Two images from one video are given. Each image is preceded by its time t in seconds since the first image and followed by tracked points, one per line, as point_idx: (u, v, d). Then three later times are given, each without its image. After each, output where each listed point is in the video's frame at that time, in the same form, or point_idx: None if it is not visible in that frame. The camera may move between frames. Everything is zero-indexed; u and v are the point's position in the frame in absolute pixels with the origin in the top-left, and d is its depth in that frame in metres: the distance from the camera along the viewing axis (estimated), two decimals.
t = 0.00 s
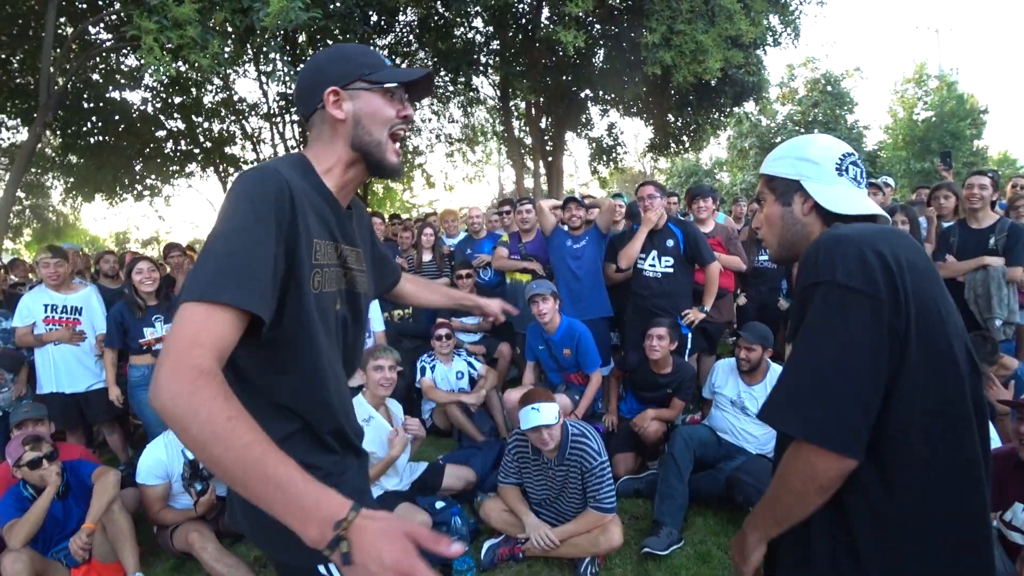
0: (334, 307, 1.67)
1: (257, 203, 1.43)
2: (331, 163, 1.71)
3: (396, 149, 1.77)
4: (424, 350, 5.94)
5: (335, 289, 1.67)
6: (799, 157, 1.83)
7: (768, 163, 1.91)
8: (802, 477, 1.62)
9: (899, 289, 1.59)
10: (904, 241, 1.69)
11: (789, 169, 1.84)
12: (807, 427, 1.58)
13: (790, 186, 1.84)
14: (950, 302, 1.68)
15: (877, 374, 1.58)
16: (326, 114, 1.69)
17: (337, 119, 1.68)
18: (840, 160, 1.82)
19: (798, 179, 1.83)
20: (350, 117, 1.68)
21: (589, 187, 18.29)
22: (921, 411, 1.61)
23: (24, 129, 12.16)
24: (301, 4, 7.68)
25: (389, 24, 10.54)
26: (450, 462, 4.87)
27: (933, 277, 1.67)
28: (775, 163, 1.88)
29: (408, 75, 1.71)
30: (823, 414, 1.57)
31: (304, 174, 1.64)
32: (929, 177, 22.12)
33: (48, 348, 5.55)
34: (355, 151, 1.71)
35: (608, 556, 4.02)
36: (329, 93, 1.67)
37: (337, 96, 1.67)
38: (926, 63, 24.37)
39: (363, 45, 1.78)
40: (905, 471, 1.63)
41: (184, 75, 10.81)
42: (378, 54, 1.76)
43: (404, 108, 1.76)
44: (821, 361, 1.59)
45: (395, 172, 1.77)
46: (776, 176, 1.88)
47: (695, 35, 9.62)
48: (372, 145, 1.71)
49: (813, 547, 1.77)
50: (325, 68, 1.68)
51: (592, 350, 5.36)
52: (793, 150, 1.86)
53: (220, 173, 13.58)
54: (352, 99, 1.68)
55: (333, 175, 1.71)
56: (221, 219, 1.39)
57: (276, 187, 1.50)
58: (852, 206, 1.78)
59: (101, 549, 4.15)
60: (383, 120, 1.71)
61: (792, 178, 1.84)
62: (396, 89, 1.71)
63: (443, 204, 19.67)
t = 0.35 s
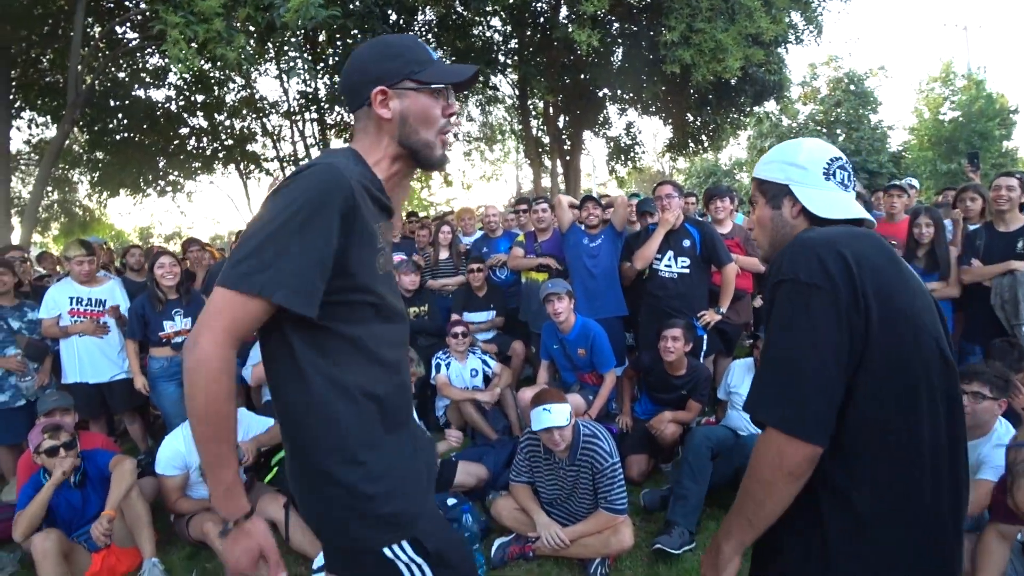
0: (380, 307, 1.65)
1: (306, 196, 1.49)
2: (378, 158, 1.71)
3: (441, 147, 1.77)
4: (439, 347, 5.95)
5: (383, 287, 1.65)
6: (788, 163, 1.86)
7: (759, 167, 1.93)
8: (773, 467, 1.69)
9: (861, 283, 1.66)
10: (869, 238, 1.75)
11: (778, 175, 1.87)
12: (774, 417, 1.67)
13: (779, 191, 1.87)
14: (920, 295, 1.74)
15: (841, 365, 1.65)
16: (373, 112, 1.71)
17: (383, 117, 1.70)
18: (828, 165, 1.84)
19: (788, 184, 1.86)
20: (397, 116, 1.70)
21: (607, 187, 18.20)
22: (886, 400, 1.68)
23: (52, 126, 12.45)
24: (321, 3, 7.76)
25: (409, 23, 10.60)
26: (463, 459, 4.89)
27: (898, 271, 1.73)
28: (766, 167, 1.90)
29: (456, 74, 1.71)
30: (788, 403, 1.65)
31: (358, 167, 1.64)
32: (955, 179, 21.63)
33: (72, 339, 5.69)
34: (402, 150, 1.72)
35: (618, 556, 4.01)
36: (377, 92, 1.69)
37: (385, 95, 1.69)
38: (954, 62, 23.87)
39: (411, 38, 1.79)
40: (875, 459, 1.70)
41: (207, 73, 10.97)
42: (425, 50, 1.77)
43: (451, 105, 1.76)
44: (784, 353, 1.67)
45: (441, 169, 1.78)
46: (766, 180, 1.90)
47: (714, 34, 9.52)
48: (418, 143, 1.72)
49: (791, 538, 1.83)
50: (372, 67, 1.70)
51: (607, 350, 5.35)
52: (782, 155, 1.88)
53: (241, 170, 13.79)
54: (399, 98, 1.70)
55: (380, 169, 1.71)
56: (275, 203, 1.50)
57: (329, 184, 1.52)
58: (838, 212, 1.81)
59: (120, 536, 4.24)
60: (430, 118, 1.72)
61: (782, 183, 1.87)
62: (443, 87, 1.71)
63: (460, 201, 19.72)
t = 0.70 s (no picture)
0: (458, 336, 1.60)
1: (389, 221, 1.39)
2: (490, 178, 1.60)
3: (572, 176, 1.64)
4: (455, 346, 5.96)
5: (463, 314, 1.59)
6: (768, 155, 1.67)
7: (736, 159, 1.74)
8: (791, 516, 1.48)
9: (863, 305, 1.49)
10: (861, 251, 1.59)
11: (757, 167, 1.68)
12: (779, 464, 1.48)
13: (756, 185, 1.68)
14: (907, 311, 1.62)
15: (849, 397, 1.47)
16: (512, 127, 1.56)
17: (520, 137, 1.56)
18: (810, 156, 1.66)
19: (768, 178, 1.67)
20: (535, 139, 1.56)
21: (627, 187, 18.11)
22: (882, 428, 1.55)
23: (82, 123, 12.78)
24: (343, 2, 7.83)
25: (430, 22, 10.68)
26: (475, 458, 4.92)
27: (890, 287, 1.59)
28: (743, 160, 1.72)
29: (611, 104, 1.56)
30: (799, 442, 1.46)
31: (451, 186, 1.53)
32: (986, 182, 21.05)
33: (98, 331, 5.82)
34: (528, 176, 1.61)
35: (629, 559, 3.99)
36: (523, 108, 1.53)
37: (530, 111, 1.53)
38: (986, 62, 23.31)
39: (567, 44, 1.61)
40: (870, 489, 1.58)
41: (232, 72, 11.16)
42: (582, 65, 1.59)
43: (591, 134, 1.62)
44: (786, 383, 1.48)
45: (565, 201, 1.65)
46: (743, 173, 1.72)
47: (736, 33, 9.40)
48: (547, 173, 1.60)
49: None
50: (521, 74, 1.52)
51: (623, 351, 5.32)
52: (761, 147, 1.70)
53: (264, 168, 14.00)
54: (544, 117, 1.54)
55: (487, 189, 1.60)
56: (349, 233, 1.39)
57: (409, 219, 1.41)
58: (822, 211, 1.62)
59: (139, 525, 4.34)
60: (569, 146, 1.58)
61: (761, 177, 1.68)
62: (593, 114, 1.56)
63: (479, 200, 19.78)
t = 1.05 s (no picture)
0: (482, 311, 1.54)
1: (403, 197, 1.29)
2: (496, 148, 1.55)
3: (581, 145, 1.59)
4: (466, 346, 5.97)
5: (481, 287, 1.53)
6: (748, 145, 1.65)
7: (718, 149, 1.72)
8: (763, 526, 1.46)
9: (865, 319, 1.43)
10: (863, 261, 1.54)
11: (737, 158, 1.65)
12: (763, 485, 1.43)
13: (736, 177, 1.66)
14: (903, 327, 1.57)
15: (844, 414, 1.42)
16: (518, 94, 1.50)
17: (528, 104, 1.49)
18: (793, 149, 1.62)
19: (748, 170, 1.64)
20: (545, 105, 1.50)
21: (641, 187, 18.01)
22: (867, 444, 1.52)
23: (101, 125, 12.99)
24: (355, 4, 7.89)
25: (442, 23, 10.74)
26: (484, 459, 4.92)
27: (889, 300, 1.53)
28: (724, 150, 1.69)
29: (618, 70, 1.53)
30: (785, 454, 1.42)
31: (457, 154, 1.46)
32: (1009, 182, 20.65)
33: (115, 329, 5.90)
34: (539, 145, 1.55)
35: (637, 562, 3.97)
36: (529, 74, 1.48)
37: (537, 77, 1.48)
38: (1008, 59, 22.89)
39: (571, 13, 1.56)
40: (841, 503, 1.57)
41: (246, 75, 11.28)
42: (586, 30, 1.54)
43: (598, 101, 1.57)
44: (789, 403, 1.42)
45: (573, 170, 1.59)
46: (723, 164, 1.69)
47: (749, 32, 9.29)
48: (557, 141, 1.55)
49: None
50: (525, 40, 1.47)
51: (633, 352, 5.29)
52: (743, 137, 1.67)
53: (278, 168, 14.14)
54: (551, 84, 1.49)
55: (492, 161, 1.55)
56: (360, 211, 1.31)
57: (431, 185, 1.32)
58: (801, 204, 1.59)
59: (153, 521, 4.40)
60: (579, 114, 1.53)
61: (741, 168, 1.65)
62: (602, 81, 1.51)
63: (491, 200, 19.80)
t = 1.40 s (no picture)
0: (372, 313, 1.63)
1: (254, 232, 1.44)
2: (344, 168, 1.61)
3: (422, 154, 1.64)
4: (476, 345, 5.97)
5: (365, 291, 1.63)
6: (736, 150, 1.64)
7: (707, 152, 1.70)
8: (743, 502, 1.53)
9: (816, 309, 1.48)
10: (820, 251, 1.58)
11: (727, 163, 1.65)
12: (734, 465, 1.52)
13: (723, 181, 1.66)
14: (874, 315, 1.60)
15: (799, 401, 1.49)
16: (345, 117, 1.58)
17: (356, 124, 1.57)
18: (778, 156, 1.62)
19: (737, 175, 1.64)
20: (371, 122, 1.57)
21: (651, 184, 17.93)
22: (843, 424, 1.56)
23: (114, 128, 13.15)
24: (362, 3, 7.92)
25: (450, 21, 10.77)
26: (496, 457, 4.92)
27: (854, 288, 1.57)
28: (713, 154, 1.68)
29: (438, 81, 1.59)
30: (749, 436, 1.50)
31: (305, 186, 1.57)
32: None
33: (128, 330, 5.96)
34: (380, 157, 1.60)
35: (648, 561, 3.95)
36: (350, 95, 1.56)
37: (359, 97, 1.55)
38: None
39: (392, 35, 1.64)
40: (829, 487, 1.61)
41: (256, 76, 11.36)
42: (405, 49, 1.62)
43: (431, 111, 1.63)
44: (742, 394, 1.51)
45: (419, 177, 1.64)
46: (712, 167, 1.68)
47: (761, 24, 9.18)
48: (391, 151, 1.59)
49: (758, 570, 1.70)
50: (348, 65, 1.55)
51: (644, 350, 5.26)
52: (731, 142, 1.66)
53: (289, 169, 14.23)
54: (375, 101, 1.56)
55: (348, 180, 1.62)
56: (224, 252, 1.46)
57: (269, 217, 1.46)
58: (786, 212, 1.60)
59: (168, 520, 4.45)
60: (408, 126, 1.58)
61: (729, 173, 1.65)
62: (425, 92, 1.58)
63: (502, 198, 19.79)
